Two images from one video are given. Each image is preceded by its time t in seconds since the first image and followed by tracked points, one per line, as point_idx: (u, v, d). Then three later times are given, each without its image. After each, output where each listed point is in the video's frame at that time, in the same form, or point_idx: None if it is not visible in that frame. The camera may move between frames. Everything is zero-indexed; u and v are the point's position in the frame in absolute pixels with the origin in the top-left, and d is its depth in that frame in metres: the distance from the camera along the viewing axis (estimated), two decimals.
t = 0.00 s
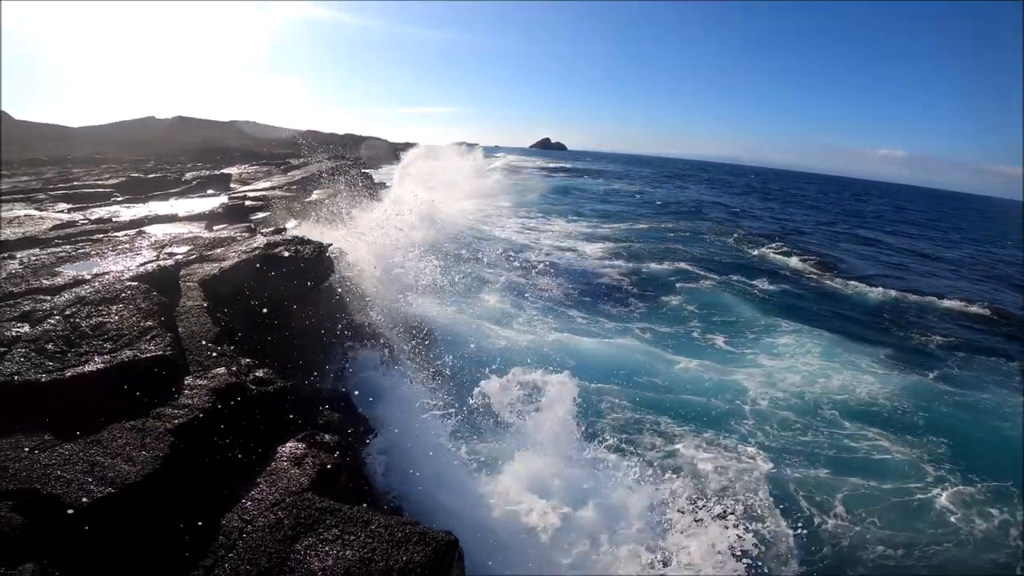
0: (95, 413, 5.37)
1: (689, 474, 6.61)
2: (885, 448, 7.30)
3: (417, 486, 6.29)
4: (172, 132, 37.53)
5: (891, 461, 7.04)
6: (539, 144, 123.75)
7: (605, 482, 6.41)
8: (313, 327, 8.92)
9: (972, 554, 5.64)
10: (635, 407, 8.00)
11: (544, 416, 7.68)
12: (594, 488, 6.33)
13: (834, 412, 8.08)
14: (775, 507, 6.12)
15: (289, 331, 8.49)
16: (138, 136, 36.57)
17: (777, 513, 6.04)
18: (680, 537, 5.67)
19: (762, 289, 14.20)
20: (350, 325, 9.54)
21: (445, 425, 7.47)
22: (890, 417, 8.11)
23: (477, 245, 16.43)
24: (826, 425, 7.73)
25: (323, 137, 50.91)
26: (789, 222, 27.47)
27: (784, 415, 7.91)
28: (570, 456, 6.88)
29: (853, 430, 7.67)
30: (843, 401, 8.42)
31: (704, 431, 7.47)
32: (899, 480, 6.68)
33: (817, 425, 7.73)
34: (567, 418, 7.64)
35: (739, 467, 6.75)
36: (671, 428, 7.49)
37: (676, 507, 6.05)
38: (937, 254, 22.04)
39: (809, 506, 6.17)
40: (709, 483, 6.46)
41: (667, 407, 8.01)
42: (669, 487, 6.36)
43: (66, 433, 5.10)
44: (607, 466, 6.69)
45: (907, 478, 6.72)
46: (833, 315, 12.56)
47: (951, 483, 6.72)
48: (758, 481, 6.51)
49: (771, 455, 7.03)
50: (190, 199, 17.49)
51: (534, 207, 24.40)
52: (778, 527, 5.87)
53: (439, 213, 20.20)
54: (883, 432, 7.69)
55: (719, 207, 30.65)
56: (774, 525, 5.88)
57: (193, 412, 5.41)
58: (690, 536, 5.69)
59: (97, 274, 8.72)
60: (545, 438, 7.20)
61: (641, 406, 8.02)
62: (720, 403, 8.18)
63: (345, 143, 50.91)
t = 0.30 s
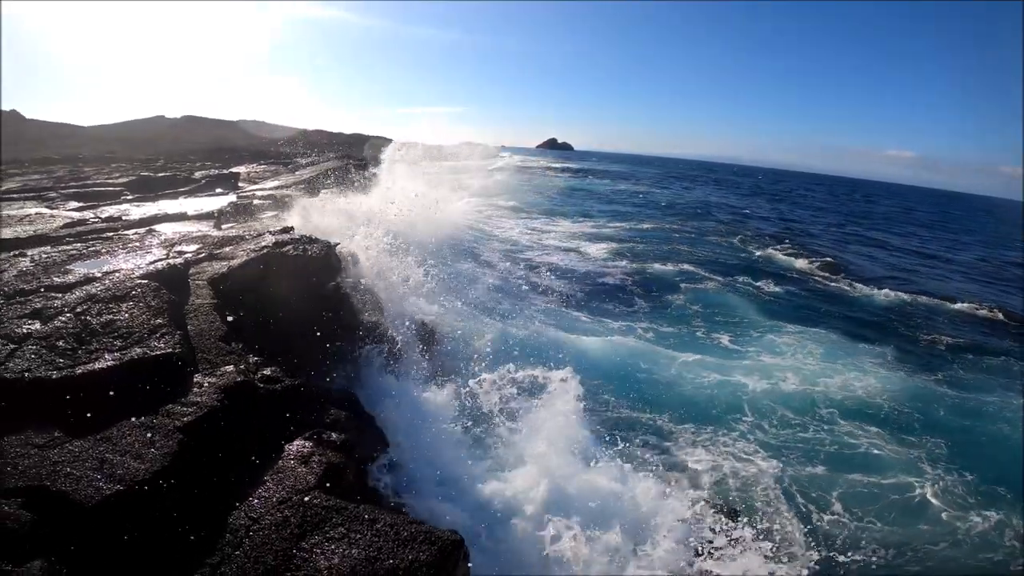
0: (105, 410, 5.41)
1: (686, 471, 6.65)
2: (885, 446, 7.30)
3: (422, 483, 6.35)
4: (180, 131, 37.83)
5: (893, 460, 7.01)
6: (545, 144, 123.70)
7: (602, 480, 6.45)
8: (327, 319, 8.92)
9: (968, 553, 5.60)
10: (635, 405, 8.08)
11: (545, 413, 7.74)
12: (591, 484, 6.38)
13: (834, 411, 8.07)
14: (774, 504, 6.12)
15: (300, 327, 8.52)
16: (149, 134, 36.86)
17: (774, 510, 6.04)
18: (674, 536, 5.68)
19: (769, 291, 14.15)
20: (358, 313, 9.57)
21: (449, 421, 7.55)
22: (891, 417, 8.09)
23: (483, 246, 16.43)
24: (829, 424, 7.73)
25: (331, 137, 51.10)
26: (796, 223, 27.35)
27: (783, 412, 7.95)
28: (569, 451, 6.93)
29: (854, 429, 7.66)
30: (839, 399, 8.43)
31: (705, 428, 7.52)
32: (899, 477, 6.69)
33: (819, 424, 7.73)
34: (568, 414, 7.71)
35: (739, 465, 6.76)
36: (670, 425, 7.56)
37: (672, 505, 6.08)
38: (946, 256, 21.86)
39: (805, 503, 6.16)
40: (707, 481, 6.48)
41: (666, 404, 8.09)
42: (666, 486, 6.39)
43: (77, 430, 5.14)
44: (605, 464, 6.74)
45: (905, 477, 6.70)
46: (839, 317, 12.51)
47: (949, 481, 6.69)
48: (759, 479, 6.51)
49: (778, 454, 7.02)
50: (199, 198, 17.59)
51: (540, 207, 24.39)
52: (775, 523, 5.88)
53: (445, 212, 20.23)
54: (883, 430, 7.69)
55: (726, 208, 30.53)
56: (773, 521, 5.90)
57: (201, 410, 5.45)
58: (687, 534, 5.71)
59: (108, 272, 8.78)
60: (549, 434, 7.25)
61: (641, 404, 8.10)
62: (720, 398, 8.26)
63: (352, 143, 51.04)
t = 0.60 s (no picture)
0: (115, 407, 5.43)
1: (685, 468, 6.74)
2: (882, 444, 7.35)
3: (428, 479, 6.42)
4: (188, 130, 38.07)
5: (892, 458, 7.06)
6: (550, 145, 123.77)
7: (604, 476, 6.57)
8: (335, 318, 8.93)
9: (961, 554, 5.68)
10: (638, 400, 8.18)
11: (550, 410, 7.79)
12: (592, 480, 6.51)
13: (835, 408, 8.10)
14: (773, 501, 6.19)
15: (308, 325, 8.50)
16: (158, 134, 37.04)
17: (773, 508, 6.09)
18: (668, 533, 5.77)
19: (775, 292, 14.13)
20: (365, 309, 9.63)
21: (454, 414, 7.68)
22: (891, 415, 8.10)
23: (489, 245, 16.45)
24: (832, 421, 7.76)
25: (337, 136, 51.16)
26: (801, 224, 27.26)
27: (783, 406, 8.02)
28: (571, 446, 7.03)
29: (854, 427, 7.70)
30: (840, 397, 8.43)
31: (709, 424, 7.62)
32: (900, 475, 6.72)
33: (822, 421, 7.75)
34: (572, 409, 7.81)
35: (742, 462, 6.82)
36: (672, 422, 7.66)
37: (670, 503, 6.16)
38: (955, 258, 21.72)
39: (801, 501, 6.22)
40: (706, 477, 6.57)
41: (669, 400, 8.16)
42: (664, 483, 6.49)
43: (88, 427, 5.17)
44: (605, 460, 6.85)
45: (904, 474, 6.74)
46: (845, 317, 12.49)
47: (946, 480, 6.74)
48: (762, 476, 6.57)
49: (784, 453, 7.03)
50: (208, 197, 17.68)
51: (547, 207, 24.40)
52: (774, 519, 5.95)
53: (451, 211, 20.28)
54: (882, 427, 7.73)
55: (733, 209, 30.46)
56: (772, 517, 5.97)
57: (210, 407, 5.47)
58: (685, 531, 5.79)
59: (118, 270, 8.82)
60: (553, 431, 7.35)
61: (641, 399, 8.20)
62: (722, 391, 8.35)
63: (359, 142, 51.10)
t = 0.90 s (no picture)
0: (122, 405, 5.46)
1: (680, 467, 6.78)
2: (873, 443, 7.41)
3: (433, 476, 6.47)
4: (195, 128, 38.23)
5: (889, 457, 7.07)
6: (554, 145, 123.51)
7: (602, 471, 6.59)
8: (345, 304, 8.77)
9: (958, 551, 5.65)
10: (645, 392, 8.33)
11: (555, 410, 7.80)
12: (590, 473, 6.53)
13: (836, 406, 8.15)
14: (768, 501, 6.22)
15: (313, 321, 8.43)
16: (165, 135, 37.19)
17: (778, 508, 6.08)
18: (660, 531, 5.78)
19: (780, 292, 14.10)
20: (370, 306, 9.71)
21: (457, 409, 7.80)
22: (897, 415, 8.07)
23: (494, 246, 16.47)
24: (833, 419, 7.80)
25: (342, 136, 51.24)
26: (807, 224, 27.15)
27: (789, 406, 8.01)
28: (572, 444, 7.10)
29: (853, 426, 7.75)
30: (846, 398, 8.40)
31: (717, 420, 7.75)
32: (905, 475, 6.72)
33: (827, 419, 7.81)
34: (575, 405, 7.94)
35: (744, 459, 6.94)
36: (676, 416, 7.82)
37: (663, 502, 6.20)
38: (962, 258, 21.57)
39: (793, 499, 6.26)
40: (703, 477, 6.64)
41: (675, 400, 8.14)
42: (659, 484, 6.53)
43: (95, 424, 5.20)
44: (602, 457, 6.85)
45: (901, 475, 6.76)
46: (849, 317, 12.46)
47: (939, 480, 6.74)
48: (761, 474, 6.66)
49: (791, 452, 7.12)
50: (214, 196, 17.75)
51: (551, 207, 24.40)
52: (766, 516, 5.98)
53: (456, 212, 20.32)
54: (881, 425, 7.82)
55: (738, 209, 30.38)
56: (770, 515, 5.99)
57: (215, 406, 5.49)
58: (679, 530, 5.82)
59: (126, 269, 8.89)
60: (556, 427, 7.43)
61: (642, 393, 8.29)
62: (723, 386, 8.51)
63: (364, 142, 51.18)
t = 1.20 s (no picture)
0: (130, 405, 5.49)
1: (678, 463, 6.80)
2: (871, 441, 7.41)
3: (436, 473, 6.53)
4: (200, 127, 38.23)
5: (887, 459, 7.07)
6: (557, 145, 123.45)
7: (598, 468, 6.60)
8: (350, 304, 8.83)
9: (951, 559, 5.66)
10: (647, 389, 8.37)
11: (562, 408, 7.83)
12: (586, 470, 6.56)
13: (840, 406, 8.13)
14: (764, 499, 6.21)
15: (317, 321, 8.39)
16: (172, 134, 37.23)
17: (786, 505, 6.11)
18: (656, 530, 5.78)
19: (786, 291, 14.02)
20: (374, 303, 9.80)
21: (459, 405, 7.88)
22: (904, 415, 8.06)
23: (499, 246, 16.45)
24: (834, 417, 7.83)
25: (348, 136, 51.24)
26: (813, 224, 27.02)
27: (797, 405, 8.00)
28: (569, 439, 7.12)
29: (852, 425, 7.73)
30: (854, 397, 8.39)
31: (716, 414, 7.77)
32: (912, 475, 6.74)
33: (826, 419, 7.79)
34: (574, 403, 7.98)
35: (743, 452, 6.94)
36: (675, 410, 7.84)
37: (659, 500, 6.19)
38: (970, 258, 21.42)
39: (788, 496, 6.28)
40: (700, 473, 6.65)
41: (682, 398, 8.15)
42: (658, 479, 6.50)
43: (103, 423, 5.21)
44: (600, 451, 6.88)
45: (897, 477, 6.76)
46: (856, 317, 12.39)
47: (934, 483, 6.75)
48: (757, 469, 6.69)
49: (790, 448, 7.11)
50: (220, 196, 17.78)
51: (556, 207, 24.37)
52: (763, 512, 5.99)
53: (462, 212, 20.33)
54: (879, 423, 7.83)
55: (744, 209, 30.26)
56: (766, 512, 5.99)
57: (223, 404, 5.52)
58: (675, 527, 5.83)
59: (134, 269, 8.92)
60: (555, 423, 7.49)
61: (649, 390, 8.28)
62: (726, 384, 8.52)
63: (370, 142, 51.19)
